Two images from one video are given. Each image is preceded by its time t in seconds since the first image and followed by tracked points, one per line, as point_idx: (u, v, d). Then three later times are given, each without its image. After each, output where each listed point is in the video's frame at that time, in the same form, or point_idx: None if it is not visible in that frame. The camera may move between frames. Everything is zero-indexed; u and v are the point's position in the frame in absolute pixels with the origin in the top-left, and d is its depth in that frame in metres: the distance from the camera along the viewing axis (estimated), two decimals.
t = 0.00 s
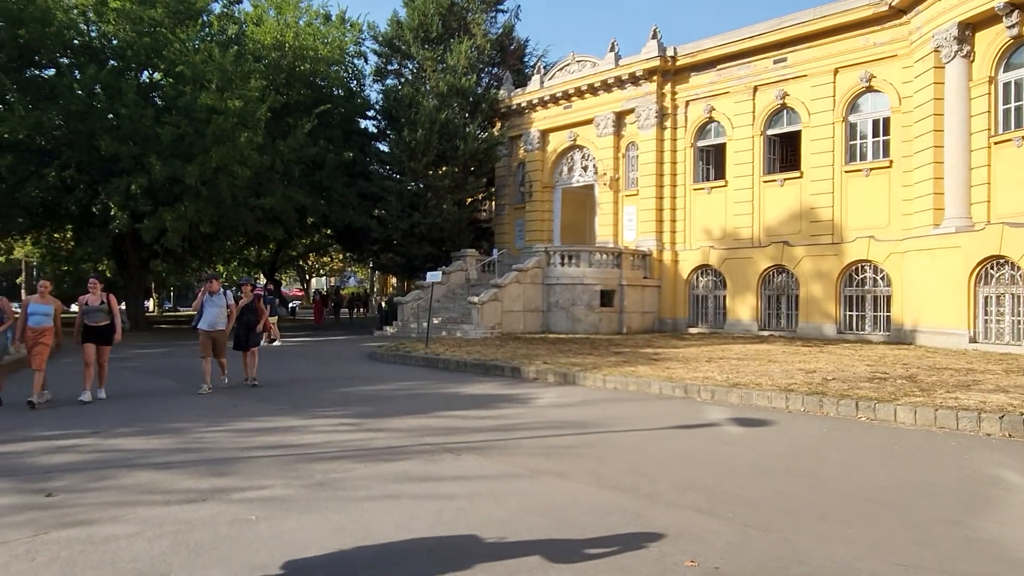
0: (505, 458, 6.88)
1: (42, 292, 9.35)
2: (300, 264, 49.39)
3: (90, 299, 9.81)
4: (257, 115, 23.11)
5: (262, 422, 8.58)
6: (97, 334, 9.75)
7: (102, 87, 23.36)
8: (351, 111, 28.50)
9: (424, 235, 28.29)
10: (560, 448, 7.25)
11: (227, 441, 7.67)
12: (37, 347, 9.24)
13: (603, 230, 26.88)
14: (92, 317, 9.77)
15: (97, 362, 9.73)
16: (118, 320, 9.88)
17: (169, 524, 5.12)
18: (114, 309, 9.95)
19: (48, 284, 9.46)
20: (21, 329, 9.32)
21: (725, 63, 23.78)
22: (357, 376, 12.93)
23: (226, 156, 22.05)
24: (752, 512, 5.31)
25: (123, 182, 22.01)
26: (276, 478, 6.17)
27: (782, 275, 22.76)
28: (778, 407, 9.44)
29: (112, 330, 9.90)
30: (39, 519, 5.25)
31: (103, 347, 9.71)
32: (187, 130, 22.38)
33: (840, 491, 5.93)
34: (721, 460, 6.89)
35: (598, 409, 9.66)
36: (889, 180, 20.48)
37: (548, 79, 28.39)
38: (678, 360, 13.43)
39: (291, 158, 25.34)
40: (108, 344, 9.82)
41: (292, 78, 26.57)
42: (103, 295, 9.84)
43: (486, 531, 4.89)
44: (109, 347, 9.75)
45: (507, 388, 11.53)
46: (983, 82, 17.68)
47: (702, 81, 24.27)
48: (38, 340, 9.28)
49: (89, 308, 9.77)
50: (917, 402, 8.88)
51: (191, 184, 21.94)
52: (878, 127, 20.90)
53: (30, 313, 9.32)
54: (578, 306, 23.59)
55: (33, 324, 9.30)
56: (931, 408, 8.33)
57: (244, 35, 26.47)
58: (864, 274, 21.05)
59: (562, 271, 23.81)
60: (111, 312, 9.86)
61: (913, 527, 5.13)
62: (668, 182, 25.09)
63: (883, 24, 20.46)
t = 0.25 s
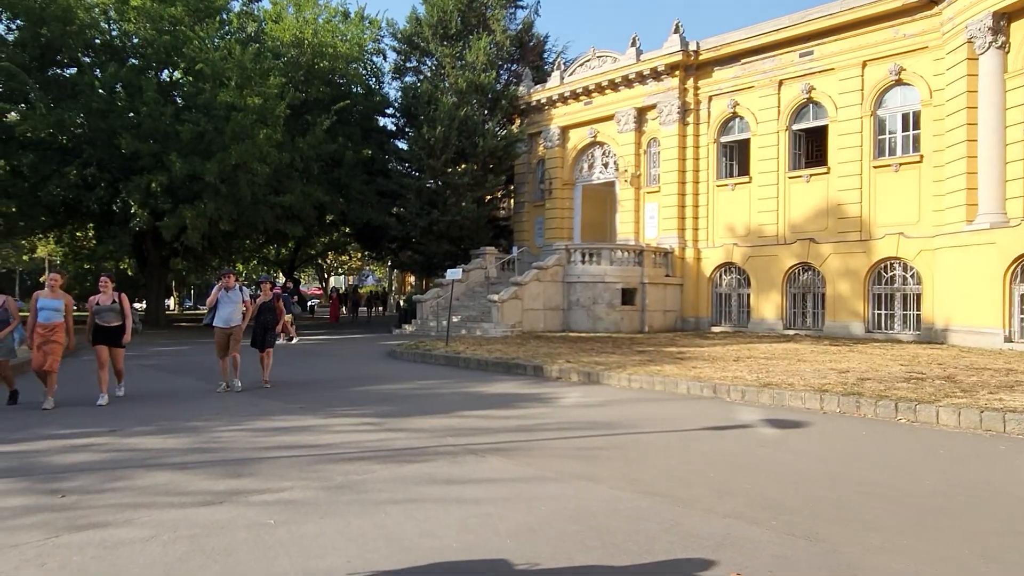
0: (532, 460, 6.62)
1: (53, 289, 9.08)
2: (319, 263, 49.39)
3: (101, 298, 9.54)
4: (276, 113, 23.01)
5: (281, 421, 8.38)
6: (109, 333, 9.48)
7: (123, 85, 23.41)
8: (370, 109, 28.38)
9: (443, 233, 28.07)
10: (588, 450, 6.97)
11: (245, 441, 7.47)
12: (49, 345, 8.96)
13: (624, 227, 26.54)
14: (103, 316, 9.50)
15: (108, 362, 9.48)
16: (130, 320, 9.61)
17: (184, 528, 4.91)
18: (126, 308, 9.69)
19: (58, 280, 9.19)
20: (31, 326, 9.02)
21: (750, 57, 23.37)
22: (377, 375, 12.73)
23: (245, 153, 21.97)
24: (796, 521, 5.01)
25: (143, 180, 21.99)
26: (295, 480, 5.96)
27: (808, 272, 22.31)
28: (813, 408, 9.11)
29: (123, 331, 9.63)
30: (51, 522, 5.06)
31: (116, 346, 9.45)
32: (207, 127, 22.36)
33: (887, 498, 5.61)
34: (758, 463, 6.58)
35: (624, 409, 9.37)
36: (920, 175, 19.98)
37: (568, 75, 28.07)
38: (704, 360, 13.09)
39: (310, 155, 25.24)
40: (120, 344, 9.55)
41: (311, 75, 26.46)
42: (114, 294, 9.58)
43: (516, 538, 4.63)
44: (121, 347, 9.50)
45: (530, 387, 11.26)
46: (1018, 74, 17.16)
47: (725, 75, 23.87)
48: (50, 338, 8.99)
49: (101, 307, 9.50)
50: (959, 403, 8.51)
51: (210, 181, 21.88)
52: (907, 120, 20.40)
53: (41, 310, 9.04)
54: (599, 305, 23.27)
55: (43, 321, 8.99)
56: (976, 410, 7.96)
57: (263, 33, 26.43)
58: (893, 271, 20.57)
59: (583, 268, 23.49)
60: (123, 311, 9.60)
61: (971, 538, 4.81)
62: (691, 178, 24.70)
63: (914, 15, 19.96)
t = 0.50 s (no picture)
0: (562, 471, 6.30)
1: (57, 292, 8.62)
2: (338, 262, 49.35)
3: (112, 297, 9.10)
4: (296, 111, 22.86)
5: (300, 427, 8.13)
6: (119, 335, 9.07)
7: (143, 85, 23.39)
8: (390, 108, 28.19)
9: (463, 232, 27.80)
10: (620, 460, 6.64)
11: (263, 448, 7.22)
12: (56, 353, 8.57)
13: (647, 226, 26.12)
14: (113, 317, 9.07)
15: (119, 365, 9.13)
16: (141, 321, 9.20)
17: (198, 545, 4.65)
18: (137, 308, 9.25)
19: (64, 282, 8.70)
20: (37, 331, 8.59)
21: (776, 52, 22.87)
22: (398, 377, 12.46)
23: (265, 153, 21.85)
24: (851, 542, 4.64)
25: (164, 180, 21.93)
26: (315, 492, 5.69)
27: (836, 272, 21.78)
28: (853, 416, 8.70)
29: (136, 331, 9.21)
30: (61, 537, 4.83)
31: (128, 348, 9.06)
32: (227, 127, 22.28)
33: (946, 517, 5.22)
34: (801, 476, 6.23)
35: (655, 415, 9.02)
36: (954, 172, 19.40)
37: (589, 72, 27.70)
38: (734, 363, 12.69)
39: (329, 154, 25.07)
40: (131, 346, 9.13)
41: (330, 74, 26.30)
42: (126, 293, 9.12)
43: (549, 560, 4.32)
44: (133, 349, 9.11)
45: (555, 391, 10.94)
46: None
47: (751, 71, 23.38)
48: (57, 345, 8.59)
49: (111, 306, 9.05)
50: (1010, 411, 8.07)
51: (230, 181, 21.77)
52: (941, 116, 19.82)
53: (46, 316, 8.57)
54: (622, 305, 22.87)
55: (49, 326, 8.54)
56: None
57: (283, 32, 26.33)
58: (926, 271, 20.01)
59: (605, 268, 23.12)
60: (134, 311, 9.17)
61: None
62: (715, 176, 24.25)
63: (948, 7, 19.39)
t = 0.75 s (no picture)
0: (590, 479, 6.02)
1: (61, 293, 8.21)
2: (355, 262, 49.29)
3: (121, 300, 8.72)
4: (313, 110, 22.71)
5: (317, 431, 7.90)
6: (127, 340, 8.68)
7: (160, 85, 23.35)
8: (406, 106, 28.00)
9: (480, 232, 27.55)
10: (650, 467, 6.35)
11: (279, 453, 7.00)
12: (56, 356, 8.11)
13: (667, 225, 25.75)
14: (122, 322, 8.69)
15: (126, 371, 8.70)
16: (151, 326, 8.79)
17: (211, 558, 4.42)
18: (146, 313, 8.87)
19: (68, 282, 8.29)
20: (36, 332, 8.13)
21: (800, 47, 22.43)
22: (417, 379, 12.22)
23: (282, 151, 21.73)
24: (905, 561, 4.33)
25: (181, 179, 21.85)
26: (333, 501, 5.44)
27: (862, 271, 21.33)
28: (890, 421, 8.35)
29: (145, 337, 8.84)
30: (70, 548, 4.62)
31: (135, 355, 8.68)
32: (244, 126, 22.20)
33: (1003, 532, 4.89)
34: (842, 485, 5.91)
35: (682, 419, 8.70)
36: (985, 168, 18.90)
37: (608, 69, 27.37)
38: (761, 365, 12.32)
39: (346, 153, 24.91)
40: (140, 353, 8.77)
41: (347, 72, 26.12)
42: (136, 297, 8.75)
43: None
44: (142, 357, 8.74)
45: (577, 394, 10.65)
46: None
47: (774, 66, 22.95)
48: (57, 347, 8.12)
49: (120, 311, 8.68)
50: None
51: (247, 180, 21.66)
52: (971, 111, 19.32)
53: (48, 316, 8.13)
54: (641, 305, 22.53)
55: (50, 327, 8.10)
56: None
57: (300, 30, 26.22)
58: (955, 270, 19.52)
59: (625, 267, 22.79)
60: (143, 316, 8.77)
61: None
62: (737, 174, 23.83)
63: None
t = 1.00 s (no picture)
0: (628, 489, 5.68)
1: (68, 293, 7.72)
2: (374, 262, 49.19)
3: (130, 299, 8.33)
4: (333, 108, 22.51)
5: (340, 435, 7.64)
6: (138, 340, 8.24)
7: (181, 84, 23.29)
8: (426, 104, 27.76)
9: (500, 231, 27.26)
10: (690, 477, 6.01)
11: (301, 459, 6.74)
12: (67, 361, 7.53)
13: (691, 224, 25.30)
14: (132, 320, 8.27)
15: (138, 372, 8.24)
16: (162, 323, 8.35)
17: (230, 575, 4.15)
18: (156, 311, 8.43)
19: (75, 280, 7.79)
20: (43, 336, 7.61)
21: (829, 40, 21.89)
22: (440, 381, 11.94)
23: (303, 149, 21.56)
24: None
25: (201, 178, 21.77)
26: (358, 512, 5.17)
27: (894, 270, 20.78)
28: (939, 427, 7.95)
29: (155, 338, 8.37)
30: (83, 562, 4.38)
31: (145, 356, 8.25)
32: (265, 124, 22.08)
33: None
34: (899, 497, 5.54)
35: (718, 424, 8.34)
36: None
37: (630, 65, 26.97)
38: (794, 366, 11.92)
39: (367, 152, 24.72)
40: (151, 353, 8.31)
41: (367, 70, 25.85)
42: (146, 293, 8.38)
43: None
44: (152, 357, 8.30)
45: (606, 396, 10.30)
46: None
47: (802, 61, 22.45)
48: (67, 351, 7.55)
49: (129, 309, 8.29)
50: None
51: (268, 179, 21.53)
52: (1009, 104, 18.74)
53: (56, 318, 7.62)
54: (666, 304, 22.13)
55: (58, 329, 7.57)
56: None
57: (320, 28, 26.07)
58: (992, 269, 18.94)
59: (649, 266, 22.39)
60: (153, 314, 8.35)
61: None
62: (764, 171, 23.34)
63: None
